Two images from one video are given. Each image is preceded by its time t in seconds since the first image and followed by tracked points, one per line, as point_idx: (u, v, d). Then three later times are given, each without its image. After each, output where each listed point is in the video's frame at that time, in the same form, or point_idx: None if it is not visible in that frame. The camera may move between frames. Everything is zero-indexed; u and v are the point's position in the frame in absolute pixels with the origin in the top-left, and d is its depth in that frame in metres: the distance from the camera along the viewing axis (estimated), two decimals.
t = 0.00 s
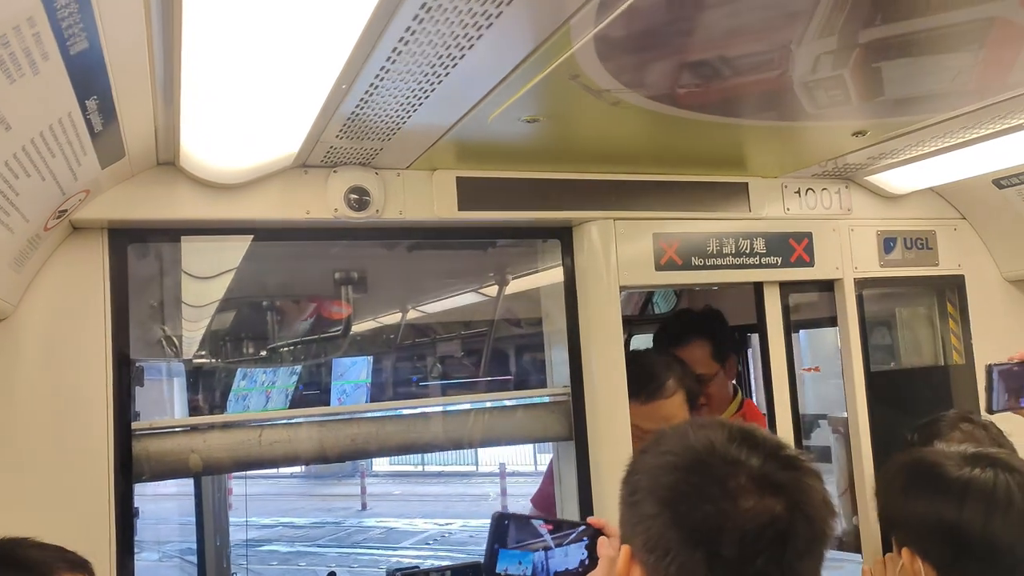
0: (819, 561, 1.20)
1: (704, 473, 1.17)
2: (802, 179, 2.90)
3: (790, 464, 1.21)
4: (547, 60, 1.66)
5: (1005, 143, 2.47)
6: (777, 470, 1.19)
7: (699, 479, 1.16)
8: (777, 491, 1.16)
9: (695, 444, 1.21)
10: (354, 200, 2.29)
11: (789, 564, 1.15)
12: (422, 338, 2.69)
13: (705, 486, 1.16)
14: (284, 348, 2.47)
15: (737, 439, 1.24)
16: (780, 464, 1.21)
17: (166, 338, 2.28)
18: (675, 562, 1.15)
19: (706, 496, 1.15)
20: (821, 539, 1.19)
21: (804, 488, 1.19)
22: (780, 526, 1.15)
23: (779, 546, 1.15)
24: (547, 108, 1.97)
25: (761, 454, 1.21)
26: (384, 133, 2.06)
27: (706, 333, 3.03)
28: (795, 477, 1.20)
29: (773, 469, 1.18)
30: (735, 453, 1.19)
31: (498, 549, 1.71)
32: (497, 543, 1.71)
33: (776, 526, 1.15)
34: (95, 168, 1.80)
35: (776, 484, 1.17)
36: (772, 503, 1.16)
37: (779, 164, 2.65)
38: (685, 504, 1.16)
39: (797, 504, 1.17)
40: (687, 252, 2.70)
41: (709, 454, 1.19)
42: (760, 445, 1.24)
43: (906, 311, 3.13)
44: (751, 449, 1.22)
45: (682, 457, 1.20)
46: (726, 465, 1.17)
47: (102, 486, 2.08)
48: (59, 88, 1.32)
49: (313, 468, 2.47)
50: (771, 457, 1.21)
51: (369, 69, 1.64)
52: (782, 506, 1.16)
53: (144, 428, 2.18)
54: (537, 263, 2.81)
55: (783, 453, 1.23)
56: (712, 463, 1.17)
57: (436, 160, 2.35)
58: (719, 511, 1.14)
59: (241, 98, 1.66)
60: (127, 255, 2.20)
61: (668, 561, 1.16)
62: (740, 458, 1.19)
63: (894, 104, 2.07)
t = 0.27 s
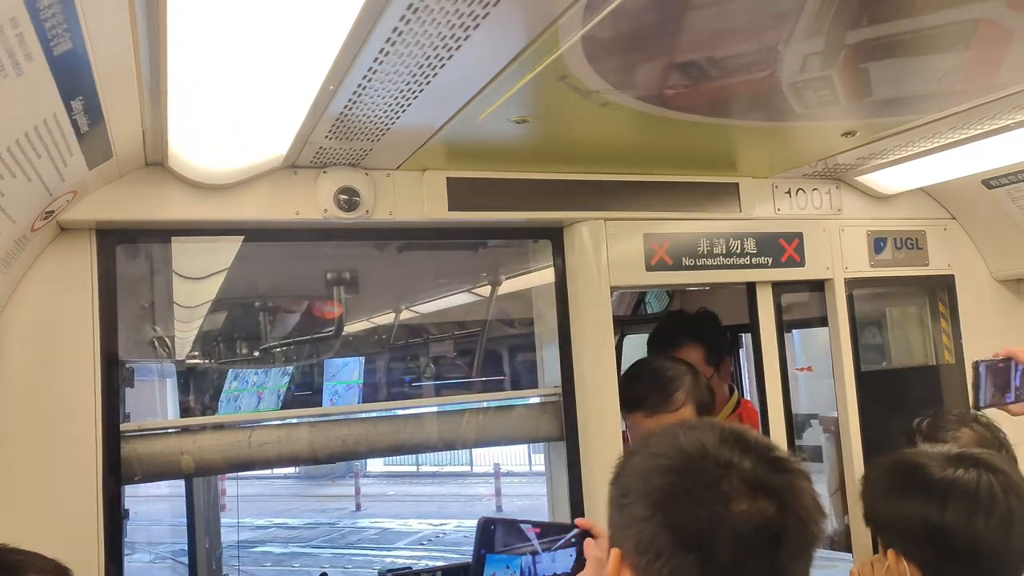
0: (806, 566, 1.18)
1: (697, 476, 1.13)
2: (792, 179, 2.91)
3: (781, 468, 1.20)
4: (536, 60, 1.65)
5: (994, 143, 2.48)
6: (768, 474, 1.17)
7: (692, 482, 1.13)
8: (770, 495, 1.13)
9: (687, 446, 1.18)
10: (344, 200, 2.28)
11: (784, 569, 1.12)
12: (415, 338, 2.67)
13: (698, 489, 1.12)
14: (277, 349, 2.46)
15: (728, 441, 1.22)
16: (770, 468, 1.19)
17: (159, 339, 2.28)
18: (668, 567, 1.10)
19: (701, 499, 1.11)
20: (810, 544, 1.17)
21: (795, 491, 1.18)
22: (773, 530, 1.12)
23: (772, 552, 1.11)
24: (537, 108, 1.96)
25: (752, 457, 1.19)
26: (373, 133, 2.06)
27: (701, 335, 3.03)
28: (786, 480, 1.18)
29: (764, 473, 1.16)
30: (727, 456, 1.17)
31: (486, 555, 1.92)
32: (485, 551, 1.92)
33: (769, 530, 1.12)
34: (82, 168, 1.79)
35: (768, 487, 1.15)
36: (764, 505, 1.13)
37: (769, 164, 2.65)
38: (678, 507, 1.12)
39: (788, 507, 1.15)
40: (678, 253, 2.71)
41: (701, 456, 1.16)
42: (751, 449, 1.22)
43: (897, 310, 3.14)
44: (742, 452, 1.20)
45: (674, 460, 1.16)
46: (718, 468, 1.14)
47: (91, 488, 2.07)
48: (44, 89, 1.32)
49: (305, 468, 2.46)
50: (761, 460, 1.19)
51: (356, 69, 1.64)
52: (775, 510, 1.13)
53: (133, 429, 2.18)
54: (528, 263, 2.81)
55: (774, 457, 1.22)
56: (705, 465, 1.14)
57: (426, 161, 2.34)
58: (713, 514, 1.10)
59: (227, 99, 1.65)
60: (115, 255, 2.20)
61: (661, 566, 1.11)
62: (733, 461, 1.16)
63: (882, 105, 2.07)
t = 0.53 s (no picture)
0: (794, 557, 1.18)
1: (685, 472, 1.13)
2: (782, 179, 2.92)
3: (767, 461, 1.20)
4: (524, 58, 1.65)
5: (982, 142, 2.49)
6: (756, 466, 1.17)
7: (680, 478, 1.12)
8: (758, 489, 1.13)
9: (673, 441, 1.18)
10: (333, 198, 2.28)
11: (772, 561, 1.12)
12: (407, 338, 2.68)
13: (686, 485, 1.12)
14: (269, 349, 2.46)
15: (714, 435, 1.22)
16: (757, 461, 1.19)
17: (149, 338, 2.27)
18: (657, 564, 1.10)
19: (690, 494, 1.11)
20: (797, 535, 1.18)
21: (783, 483, 1.18)
22: (762, 522, 1.12)
23: (761, 545, 1.11)
24: (525, 106, 1.96)
25: (739, 451, 1.19)
26: (362, 131, 2.05)
27: (695, 334, 3.03)
28: (772, 472, 1.18)
29: (751, 466, 1.16)
30: (714, 450, 1.16)
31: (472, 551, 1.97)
32: (470, 547, 1.96)
33: (758, 523, 1.11)
34: (68, 166, 1.78)
35: (755, 480, 1.15)
36: (752, 498, 1.13)
37: (759, 163, 2.65)
38: (667, 504, 1.11)
39: (775, 499, 1.15)
40: (668, 251, 2.71)
41: (688, 450, 1.16)
42: (738, 442, 1.22)
43: (886, 309, 3.14)
44: (730, 446, 1.19)
45: (661, 455, 1.16)
46: (706, 462, 1.14)
47: (79, 487, 2.07)
48: (28, 85, 1.31)
49: (296, 468, 2.47)
50: (748, 454, 1.19)
51: (343, 66, 1.64)
52: (763, 502, 1.13)
53: (121, 428, 2.16)
54: (519, 262, 2.80)
55: (760, 451, 1.21)
56: (692, 460, 1.14)
57: (416, 159, 2.34)
58: (702, 509, 1.10)
59: (215, 95, 1.64)
60: (103, 253, 2.19)
61: (651, 564, 1.10)
62: (720, 455, 1.16)
63: (870, 104, 2.08)
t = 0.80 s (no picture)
0: (780, 551, 1.19)
1: (675, 470, 1.12)
2: (775, 180, 2.92)
3: (754, 458, 1.20)
4: (517, 59, 1.66)
5: (972, 143, 2.50)
6: (744, 463, 1.17)
7: (671, 476, 1.12)
8: (747, 486, 1.14)
9: (661, 438, 1.17)
10: (325, 198, 2.28)
11: (761, 557, 1.14)
12: (401, 338, 2.68)
13: (676, 483, 1.11)
14: (262, 350, 2.45)
15: (702, 432, 1.21)
16: (743, 458, 1.19)
17: (142, 339, 2.27)
18: (647, 564, 1.09)
19: (681, 493, 1.11)
20: (783, 529, 1.19)
21: (771, 480, 1.19)
22: (751, 518, 1.13)
23: (750, 540, 1.12)
24: (518, 107, 1.97)
25: (727, 447, 1.19)
26: (355, 131, 2.05)
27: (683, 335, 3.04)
28: (760, 469, 1.19)
29: (740, 463, 1.17)
30: (703, 446, 1.17)
31: (461, 550, 2.02)
32: (459, 546, 2.02)
33: (747, 519, 1.12)
34: (59, 165, 1.77)
35: (743, 476, 1.15)
36: (740, 495, 1.13)
37: (751, 164, 2.66)
38: (658, 502, 1.11)
39: (763, 496, 1.16)
40: (660, 252, 2.71)
41: (678, 448, 1.15)
42: (726, 440, 1.22)
43: (879, 310, 3.15)
44: (718, 442, 1.20)
45: (649, 453, 1.15)
46: (694, 459, 1.14)
47: (70, 488, 2.06)
48: (19, 84, 1.31)
49: (289, 468, 2.46)
50: (736, 451, 1.20)
51: (336, 67, 1.64)
52: (751, 498, 1.14)
53: (113, 429, 2.16)
54: (512, 263, 2.81)
55: (746, 447, 1.22)
56: (682, 458, 1.14)
57: (409, 159, 2.34)
58: (692, 506, 1.10)
59: (207, 94, 1.64)
60: (95, 253, 2.18)
61: (640, 563, 1.09)
62: (709, 453, 1.16)
63: (861, 105, 2.09)
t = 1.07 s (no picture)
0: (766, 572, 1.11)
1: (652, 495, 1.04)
2: (768, 196, 2.94)
3: (735, 476, 1.12)
4: (509, 79, 1.67)
5: (963, 160, 2.52)
6: (726, 483, 1.08)
7: (648, 502, 1.03)
8: (729, 507, 1.05)
9: (636, 461, 1.08)
10: (319, 215, 2.28)
11: None
12: (396, 353, 2.67)
13: (654, 508, 1.03)
14: (256, 365, 2.44)
15: (680, 451, 1.13)
16: (724, 476, 1.11)
17: (135, 355, 2.26)
18: None
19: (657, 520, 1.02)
20: (768, 550, 1.10)
21: (755, 499, 1.10)
22: (733, 542, 1.04)
23: (734, 565, 1.03)
24: (511, 125, 1.98)
25: (706, 466, 1.11)
26: (349, 149, 2.06)
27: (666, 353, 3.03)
28: (742, 487, 1.10)
29: (721, 483, 1.08)
30: (680, 467, 1.08)
31: (460, 560, 2.24)
32: (457, 556, 2.24)
33: (729, 543, 1.04)
34: (52, 184, 1.77)
35: (724, 498, 1.06)
36: (720, 517, 1.04)
37: (744, 181, 2.68)
38: (635, 532, 1.02)
39: (747, 517, 1.07)
40: (654, 268, 2.72)
41: (654, 471, 1.07)
42: (705, 459, 1.13)
43: (872, 325, 3.15)
44: (695, 461, 1.11)
45: (625, 477, 1.06)
46: (671, 484, 1.05)
47: (61, 507, 2.04)
48: (12, 103, 1.31)
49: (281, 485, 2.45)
50: (715, 469, 1.11)
51: (329, 86, 1.64)
52: (732, 521, 1.05)
53: (104, 447, 2.14)
54: (506, 279, 2.81)
55: (727, 464, 1.14)
56: (659, 481, 1.05)
57: (403, 176, 2.35)
58: (670, 532, 1.01)
59: (196, 111, 1.64)
60: (88, 270, 2.18)
61: None
62: (688, 474, 1.07)
63: (852, 123, 2.10)
